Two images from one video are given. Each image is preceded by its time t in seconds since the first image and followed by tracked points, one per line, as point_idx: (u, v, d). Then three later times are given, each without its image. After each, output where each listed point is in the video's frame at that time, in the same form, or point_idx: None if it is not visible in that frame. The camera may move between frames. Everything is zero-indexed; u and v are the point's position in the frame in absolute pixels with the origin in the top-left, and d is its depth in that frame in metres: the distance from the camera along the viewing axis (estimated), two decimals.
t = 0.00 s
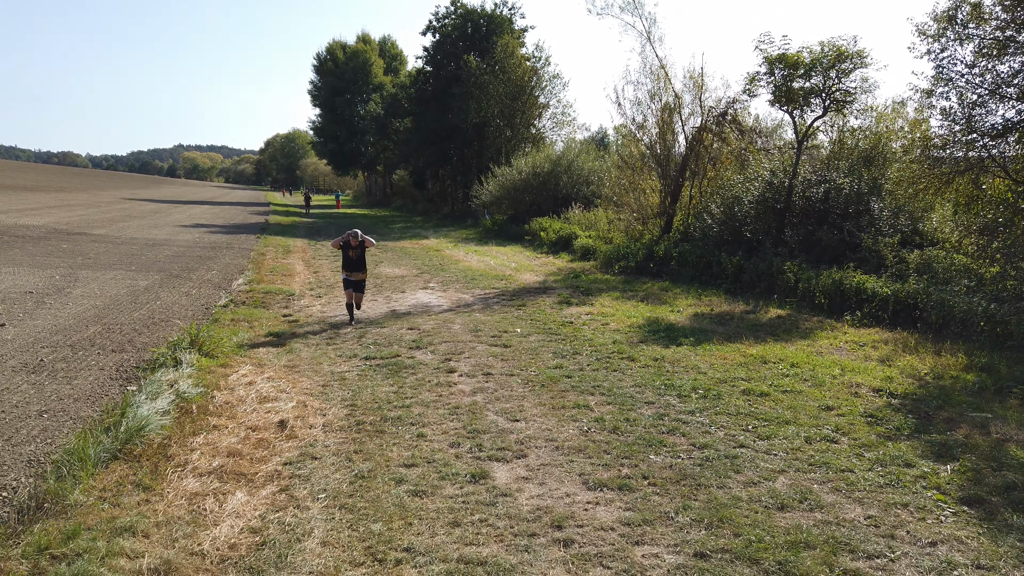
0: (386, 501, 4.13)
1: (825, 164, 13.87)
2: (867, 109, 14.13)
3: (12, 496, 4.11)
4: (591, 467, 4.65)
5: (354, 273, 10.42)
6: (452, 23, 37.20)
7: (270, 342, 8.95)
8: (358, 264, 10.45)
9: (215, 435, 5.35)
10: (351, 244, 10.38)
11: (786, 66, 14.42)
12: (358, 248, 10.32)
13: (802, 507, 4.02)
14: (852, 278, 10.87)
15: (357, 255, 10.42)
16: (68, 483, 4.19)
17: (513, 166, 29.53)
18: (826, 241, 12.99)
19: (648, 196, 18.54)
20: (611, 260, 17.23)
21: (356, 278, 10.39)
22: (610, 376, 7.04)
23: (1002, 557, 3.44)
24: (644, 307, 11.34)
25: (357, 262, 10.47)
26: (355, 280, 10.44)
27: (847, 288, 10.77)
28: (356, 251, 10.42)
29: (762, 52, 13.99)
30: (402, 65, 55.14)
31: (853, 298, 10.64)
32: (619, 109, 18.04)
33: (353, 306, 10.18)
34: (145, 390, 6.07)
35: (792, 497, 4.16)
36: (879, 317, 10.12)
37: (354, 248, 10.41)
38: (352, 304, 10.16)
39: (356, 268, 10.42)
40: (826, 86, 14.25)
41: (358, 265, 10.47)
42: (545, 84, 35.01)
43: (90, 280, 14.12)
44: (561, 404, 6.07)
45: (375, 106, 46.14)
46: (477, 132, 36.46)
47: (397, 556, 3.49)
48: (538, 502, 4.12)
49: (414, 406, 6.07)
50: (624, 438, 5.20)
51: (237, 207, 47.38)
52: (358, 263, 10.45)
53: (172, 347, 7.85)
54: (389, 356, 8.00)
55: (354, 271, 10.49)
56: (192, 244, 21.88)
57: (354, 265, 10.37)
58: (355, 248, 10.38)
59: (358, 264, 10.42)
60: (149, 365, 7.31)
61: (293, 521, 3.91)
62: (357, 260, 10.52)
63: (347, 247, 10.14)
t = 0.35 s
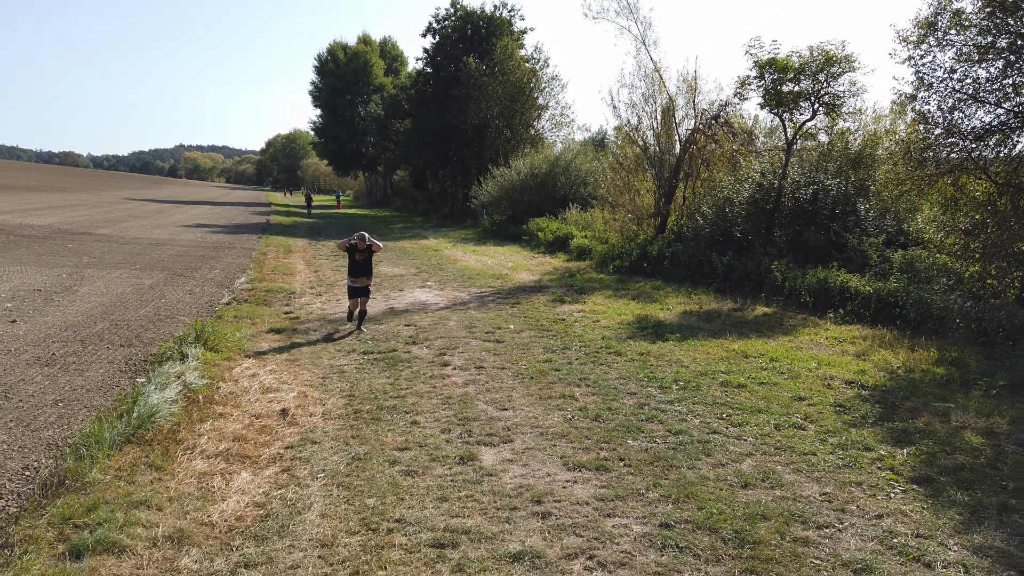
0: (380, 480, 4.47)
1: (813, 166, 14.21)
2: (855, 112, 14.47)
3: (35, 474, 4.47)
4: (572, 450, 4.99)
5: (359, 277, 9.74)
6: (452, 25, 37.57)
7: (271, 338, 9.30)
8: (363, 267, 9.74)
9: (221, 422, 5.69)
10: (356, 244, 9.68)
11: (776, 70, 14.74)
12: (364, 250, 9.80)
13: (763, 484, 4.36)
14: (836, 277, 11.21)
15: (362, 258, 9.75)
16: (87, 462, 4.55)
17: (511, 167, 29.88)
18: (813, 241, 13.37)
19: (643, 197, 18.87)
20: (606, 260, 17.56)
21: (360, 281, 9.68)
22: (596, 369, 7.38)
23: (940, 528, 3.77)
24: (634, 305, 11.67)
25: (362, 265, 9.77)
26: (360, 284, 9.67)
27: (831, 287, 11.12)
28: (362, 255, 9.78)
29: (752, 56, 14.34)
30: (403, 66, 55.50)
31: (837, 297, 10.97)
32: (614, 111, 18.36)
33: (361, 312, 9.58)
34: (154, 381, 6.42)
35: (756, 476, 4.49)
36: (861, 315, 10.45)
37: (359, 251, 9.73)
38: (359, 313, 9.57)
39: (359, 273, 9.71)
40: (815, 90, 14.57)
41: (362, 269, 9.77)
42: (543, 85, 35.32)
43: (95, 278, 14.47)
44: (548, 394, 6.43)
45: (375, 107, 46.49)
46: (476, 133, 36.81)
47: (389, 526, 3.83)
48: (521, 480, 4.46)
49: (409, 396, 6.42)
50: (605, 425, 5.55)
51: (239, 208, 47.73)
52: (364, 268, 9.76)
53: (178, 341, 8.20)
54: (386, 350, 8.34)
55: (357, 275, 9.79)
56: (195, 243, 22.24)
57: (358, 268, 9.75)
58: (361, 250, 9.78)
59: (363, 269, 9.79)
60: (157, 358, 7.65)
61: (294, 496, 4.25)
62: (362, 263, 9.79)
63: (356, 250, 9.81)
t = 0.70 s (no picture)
0: (373, 461, 4.79)
1: (802, 166, 14.50)
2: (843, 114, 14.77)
3: (52, 456, 4.78)
4: (554, 435, 5.31)
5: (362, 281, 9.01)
6: (451, 27, 37.90)
7: (272, 333, 9.60)
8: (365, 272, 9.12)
9: (224, 411, 6.00)
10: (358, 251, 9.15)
11: (765, 73, 15.02)
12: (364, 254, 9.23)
13: (730, 464, 4.67)
14: (821, 274, 11.52)
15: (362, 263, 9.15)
16: (99, 443, 4.86)
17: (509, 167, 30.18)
18: (801, 240, 13.72)
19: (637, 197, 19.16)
20: (600, 258, 17.86)
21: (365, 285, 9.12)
22: (583, 362, 7.70)
23: (889, 502, 4.09)
24: (625, 302, 11.98)
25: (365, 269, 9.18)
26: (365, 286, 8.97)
27: (816, 284, 11.43)
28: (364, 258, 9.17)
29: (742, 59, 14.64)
30: (403, 67, 55.80)
31: (821, 293, 11.27)
32: (609, 112, 18.66)
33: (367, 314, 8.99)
34: (160, 372, 6.73)
35: (724, 458, 4.80)
36: (845, 311, 10.76)
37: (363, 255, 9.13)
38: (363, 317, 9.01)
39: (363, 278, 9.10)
40: (804, 92, 14.86)
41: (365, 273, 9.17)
42: (541, 86, 35.64)
43: (99, 276, 14.78)
44: (536, 384, 6.74)
45: (375, 108, 46.80)
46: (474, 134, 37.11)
47: (380, 500, 4.14)
48: (504, 461, 4.77)
49: (403, 386, 6.73)
50: (587, 412, 5.86)
51: (239, 208, 48.03)
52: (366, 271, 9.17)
53: (181, 336, 8.50)
54: (383, 345, 8.65)
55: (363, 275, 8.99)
56: (196, 243, 22.54)
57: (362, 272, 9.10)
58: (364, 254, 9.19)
59: (370, 273, 9.30)
60: (162, 351, 7.96)
61: (293, 476, 4.56)
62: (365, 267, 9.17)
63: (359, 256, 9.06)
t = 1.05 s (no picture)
0: (371, 439, 5.12)
1: (793, 166, 14.81)
2: (833, 114, 15.09)
3: (70, 434, 5.11)
4: (541, 417, 5.65)
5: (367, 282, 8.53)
6: (451, 27, 38.25)
7: (274, 326, 9.93)
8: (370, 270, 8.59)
9: (229, 396, 6.34)
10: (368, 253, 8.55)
11: (756, 74, 15.23)
12: (379, 251, 8.51)
13: (703, 442, 5.01)
14: (807, 270, 11.85)
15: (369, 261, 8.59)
16: (114, 422, 5.19)
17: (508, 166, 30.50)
18: (790, 238, 14.04)
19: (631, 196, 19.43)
20: (595, 256, 18.11)
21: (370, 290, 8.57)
22: (574, 352, 8.03)
23: (847, 473, 4.42)
24: (618, 297, 12.31)
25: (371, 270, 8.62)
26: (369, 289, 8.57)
27: (802, 280, 11.77)
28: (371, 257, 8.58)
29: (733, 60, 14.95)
30: (403, 66, 56.09)
31: (808, 289, 11.60)
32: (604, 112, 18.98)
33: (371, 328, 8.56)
34: (168, 359, 7.06)
35: (699, 436, 5.13)
36: (830, 305, 11.09)
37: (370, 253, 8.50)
38: (365, 323, 8.75)
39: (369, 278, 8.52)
40: (795, 92, 15.02)
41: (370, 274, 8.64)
42: (540, 86, 35.95)
43: (104, 273, 15.12)
44: (526, 372, 7.09)
45: (375, 108, 47.11)
46: (474, 133, 37.43)
47: (376, 472, 4.48)
48: (493, 439, 5.11)
49: (400, 374, 7.07)
50: (572, 397, 6.19)
51: (240, 207, 48.32)
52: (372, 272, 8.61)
53: (187, 328, 8.84)
54: (381, 336, 8.98)
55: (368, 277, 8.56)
56: (198, 241, 22.84)
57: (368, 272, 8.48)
58: (373, 251, 8.46)
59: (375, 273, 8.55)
60: (169, 342, 8.30)
61: (296, 452, 4.89)
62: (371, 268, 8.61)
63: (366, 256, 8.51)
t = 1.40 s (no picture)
0: (368, 424, 5.47)
1: (783, 168, 15.14)
2: (822, 116, 15.42)
3: (87, 419, 5.46)
4: (528, 404, 6.00)
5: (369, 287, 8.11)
6: (451, 30, 38.65)
7: (275, 323, 10.26)
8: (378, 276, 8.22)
9: (234, 387, 6.68)
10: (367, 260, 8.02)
11: (747, 78, 15.54)
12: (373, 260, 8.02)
13: (679, 427, 5.35)
14: (795, 270, 12.18)
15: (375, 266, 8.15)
16: (127, 408, 5.54)
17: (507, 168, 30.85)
18: (779, 238, 14.38)
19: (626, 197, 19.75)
20: (591, 256, 18.29)
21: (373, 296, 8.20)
22: (563, 347, 8.38)
23: (809, 453, 4.76)
24: (610, 296, 12.63)
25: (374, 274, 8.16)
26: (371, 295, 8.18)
27: (788, 278, 12.10)
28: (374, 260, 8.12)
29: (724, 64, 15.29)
30: (403, 68, 56.47)
31: (794, 287, 11.93)
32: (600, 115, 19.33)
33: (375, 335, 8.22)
34: (176, 352, 7.41)
35: (675, 422, 5.48)
36: (815, 303, 11.41)
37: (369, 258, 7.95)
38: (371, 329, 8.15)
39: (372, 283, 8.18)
40: (785, 96, 15.36)
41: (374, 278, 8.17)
42: (539, 89, 36.33)
43: (110, 272, 15.47)
44: (517, 365, 7.43)
45: (376, 110, 47.48)
46: (473, 135, 37.80)
47: (372, 453, 4.83)
48: (482, 425, 5.46)
49: (397, 366, 7.41)
50: (559, 386, 6.54)
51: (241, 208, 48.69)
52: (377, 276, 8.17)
53: (192, 324, 9.18)
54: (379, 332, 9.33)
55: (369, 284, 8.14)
56: (201, 242, 23.18)
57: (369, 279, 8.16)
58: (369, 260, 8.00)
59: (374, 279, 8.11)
60: (176, 337, 8.64)
61: (297, 436, 5.24)
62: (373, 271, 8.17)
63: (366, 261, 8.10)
